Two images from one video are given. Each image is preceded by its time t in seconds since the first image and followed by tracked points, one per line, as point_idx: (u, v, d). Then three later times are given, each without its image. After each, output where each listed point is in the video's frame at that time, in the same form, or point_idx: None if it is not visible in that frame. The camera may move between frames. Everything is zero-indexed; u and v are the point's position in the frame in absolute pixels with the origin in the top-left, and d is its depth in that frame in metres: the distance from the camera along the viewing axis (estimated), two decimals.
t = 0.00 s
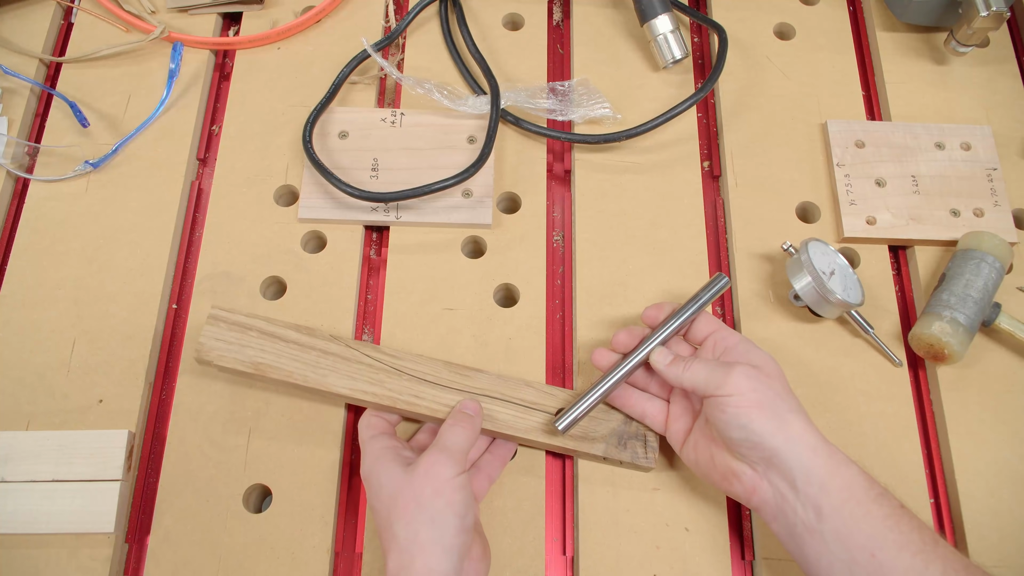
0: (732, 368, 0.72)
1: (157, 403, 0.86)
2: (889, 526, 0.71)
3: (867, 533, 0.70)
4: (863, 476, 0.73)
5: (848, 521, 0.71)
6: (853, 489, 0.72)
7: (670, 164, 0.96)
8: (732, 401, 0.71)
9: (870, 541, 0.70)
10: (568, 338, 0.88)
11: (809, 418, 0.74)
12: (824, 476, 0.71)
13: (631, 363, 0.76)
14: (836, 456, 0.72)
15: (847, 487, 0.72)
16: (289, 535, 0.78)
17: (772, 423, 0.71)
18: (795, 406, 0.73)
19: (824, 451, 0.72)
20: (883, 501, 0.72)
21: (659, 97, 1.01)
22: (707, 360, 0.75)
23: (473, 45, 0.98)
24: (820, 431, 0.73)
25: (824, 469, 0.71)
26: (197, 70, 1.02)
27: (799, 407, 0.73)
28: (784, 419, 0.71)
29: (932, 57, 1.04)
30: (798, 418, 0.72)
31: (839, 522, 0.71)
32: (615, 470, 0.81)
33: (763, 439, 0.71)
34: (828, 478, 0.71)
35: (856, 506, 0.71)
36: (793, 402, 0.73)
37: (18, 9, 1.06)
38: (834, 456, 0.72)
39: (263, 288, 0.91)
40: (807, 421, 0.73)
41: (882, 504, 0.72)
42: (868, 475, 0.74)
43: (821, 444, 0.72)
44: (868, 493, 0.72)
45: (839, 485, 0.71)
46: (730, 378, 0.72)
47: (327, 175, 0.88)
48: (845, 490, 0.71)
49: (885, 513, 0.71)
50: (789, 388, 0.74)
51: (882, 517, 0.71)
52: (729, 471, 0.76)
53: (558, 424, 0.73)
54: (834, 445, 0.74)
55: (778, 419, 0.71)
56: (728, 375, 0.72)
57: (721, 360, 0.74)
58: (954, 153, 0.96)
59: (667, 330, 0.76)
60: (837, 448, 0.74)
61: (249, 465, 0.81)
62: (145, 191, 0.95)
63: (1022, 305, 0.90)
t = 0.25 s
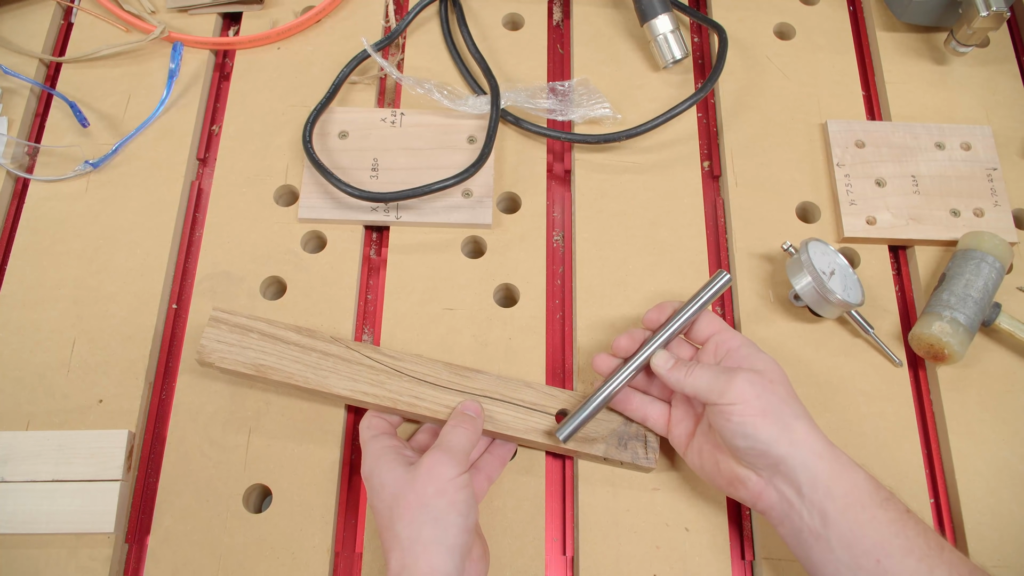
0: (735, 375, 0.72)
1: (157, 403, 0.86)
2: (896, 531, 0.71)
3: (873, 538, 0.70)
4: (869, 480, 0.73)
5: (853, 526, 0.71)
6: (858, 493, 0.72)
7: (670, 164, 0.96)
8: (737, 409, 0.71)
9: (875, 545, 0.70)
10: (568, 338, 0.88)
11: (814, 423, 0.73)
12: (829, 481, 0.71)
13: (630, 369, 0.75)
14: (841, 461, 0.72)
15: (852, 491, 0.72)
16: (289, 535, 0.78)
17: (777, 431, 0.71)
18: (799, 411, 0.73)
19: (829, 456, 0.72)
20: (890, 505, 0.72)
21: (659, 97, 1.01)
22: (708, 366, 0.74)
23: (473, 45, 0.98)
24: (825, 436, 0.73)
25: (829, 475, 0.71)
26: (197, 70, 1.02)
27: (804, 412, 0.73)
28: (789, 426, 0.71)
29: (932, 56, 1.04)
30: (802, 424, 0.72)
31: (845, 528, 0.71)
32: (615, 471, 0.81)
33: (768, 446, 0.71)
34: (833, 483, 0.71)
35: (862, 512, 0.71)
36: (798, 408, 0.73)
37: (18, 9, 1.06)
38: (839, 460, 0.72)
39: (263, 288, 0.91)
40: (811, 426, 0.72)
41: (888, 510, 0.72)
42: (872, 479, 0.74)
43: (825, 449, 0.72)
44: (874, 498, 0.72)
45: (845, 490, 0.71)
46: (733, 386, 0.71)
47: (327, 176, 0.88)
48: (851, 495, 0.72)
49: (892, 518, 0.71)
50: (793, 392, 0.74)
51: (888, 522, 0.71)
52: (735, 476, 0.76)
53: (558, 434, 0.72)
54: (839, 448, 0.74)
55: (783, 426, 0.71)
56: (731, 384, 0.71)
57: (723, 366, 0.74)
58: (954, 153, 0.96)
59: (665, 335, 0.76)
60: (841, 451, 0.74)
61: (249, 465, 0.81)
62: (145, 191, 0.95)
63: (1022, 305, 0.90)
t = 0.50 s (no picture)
0: (741, 395, 0.71)
1: (157, 403, 0.86)
2: (908, 546, 0.71)
3: (884, 552, 0.71)
4: (881, 492, 0.73)
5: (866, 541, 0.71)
6: (870, 508, 0.72)
7: (670, 164, 0.96)
8: (743, 430, 0.71)
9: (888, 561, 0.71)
10: (568, 338, 0.88)
11: (823, 437, 0.73)
12: (839, 497, 0.71)
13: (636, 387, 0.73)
14: (851, 475, 0.72)
15: (863, 506, 0.72)
16: (289, 535, 0.78)
17: (784, 449, 0.71)
18: (806, 427, 0.73)
19: (838, 471, 0.72)
20: (903, 519, 0.72)
21: (659, 97, 1.01)
22: (713, 382, 0.73)
23: (473, 45, 0.98)
24: (835, 450, 0.73)
25: (838, 490, 0.71)
26: (197, 70, 1.02)
27: (811, 427, 0.73)
28: (796, 445, 0.71)
29: (932, 56, 1.04)
30: (809, 440, 0.72)
31: (857, 542, 0.71)
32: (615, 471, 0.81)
33: (776, 465, 0.71)
34: (843, 499, 0.71)
35: (874, 526, 0.71)
36: (806, 423, 0.73)
37: (18, 9, 1.06)
38: (849, 475, 0.72)
39: (263, 288, 0.91)
40: (819, 442, 0.72)
41: (902, 525, 0.72)
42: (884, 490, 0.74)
43: (834, 464, 0.72)
44: (886, 512, 0.72)
45: (856, 505, 0.72)
46: (738, 407, 0.71)
47: (327, 176, 0.88)
48: (862, 510, 0.72)
49: (904, 533, 0.71)
50: (801, 407, 0.74)
51: (901, 537, 0.71)
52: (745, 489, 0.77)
53: (574, 466, 0.69)
54: (849, 460, 0.74)
55: (790, 444, 0.71)
56: (735, 405, 0.71)
57: (729, 383, 0.73)
58: (954, 153, 0.96)
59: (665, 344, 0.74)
60: (853, 463, 0.74)
61: (249, 465, 0.81)
62: (145, 191, 0.95)
63: (1022, 305, 0.90)
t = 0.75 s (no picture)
0: (742, 422, 0.68)
1: (157, 403, 0.86)
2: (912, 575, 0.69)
3: None
4: (890, 518, 0.71)
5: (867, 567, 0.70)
6: (875, 535, 0.70)
7: (669, 164, 0.96)
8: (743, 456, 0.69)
9: None
10: (568, 338, 0.88)
11: (831, 465, 0.70)
12: (842, 525, 0.69)
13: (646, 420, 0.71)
14: (858, 503, 0.70)
15: (867, 534, 0.70)
16: (289, 535, 0.78)
17: (786, 479, 0.69)
18: (813, 455, 0.69)
19: (844, 500, 0.69)
20: (909, 545, 0.70)
21: (659, 97, 1.01)
22: (718, 401, 0.71)
23: (473, 45, 0.98)
24: (843, 477, 0.70)
25: (841, 519, 0.69)
26: (197, 70, 1.02)
27: (819, 454, 0.70)
28: (799, 475, 0.69)
29: (932, 56, 1.04)
30: (815, 470, 0.69)
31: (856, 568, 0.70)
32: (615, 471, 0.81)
33: (777, 492, 0.69)
34: (846, 527, 0.69)
35: (877, 554, 0.70)
36: (813, 451, 0.69)
37: (17, 9, 1.06)
38: (855, 504, 0.70)
39: (263, 288, 0.91)
40: (826, 471, 0.69)
41: (907, 551, 0.70)
42: (894, 511, 0.72)
43: (840, 494, 0.69)
44: (891, 539, 0.70)
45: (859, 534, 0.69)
46: (737, 435, 0.68)
47: (327, 175, 0.88)
48: (866, 538, 0.70)
49: (908, 560, 0.70)
50: (810, 433, 0.70)
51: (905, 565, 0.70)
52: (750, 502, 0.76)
53: (625, 501, 0.72)
54: (860, 485, 0.71)
55: (792, 474, 0.68)
56: (736, 437, 0.68)
57: (733, 405, 0.70)
58: (954, 153, 0.96)
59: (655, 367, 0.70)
60: (864, 488, 0.71)
61: (249, 465, 0.81)
62: (145, 191, 0.95)
63: (1022, 305, 0.90)
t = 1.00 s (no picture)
0: (738, 429, 0.68)
1: (157, 403, 0.86)
2: None
3: None
4: (890, 523, 0.71)
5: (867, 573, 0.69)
6: (875, 541, 0.69)
7: (669, 164, 0.96)
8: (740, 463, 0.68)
9: None
10: (568, 338, 0.88)
11: (829, 471, 0.69)
12: (840, 531, 0.69)
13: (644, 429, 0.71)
14: (856, 508, 0.70)
15: (866, 539, 0.69)
16: (289, 535, 0.78)
17: (783, 485, 0.68)
18: (811, 461, 0.69)
19: (842, 505, 0.69)
20: (909, 550, 0.70)
21: (659, 97, 1.01)
22: (714, 408, 0.70)
23: (473, 45, 0.98)
24: (842, 482, 0.70)
25: (840, 525, 0.69)
26: (197, 70, 1.02)
27: (817, 460, 0.69)
28: (797, 481, 0.68)
29: (932, 56, 1.04)
30: (812, 476, 0.68)
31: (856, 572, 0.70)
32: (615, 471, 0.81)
33: (774, 497, 0.69)
34: (845, 532, 0.69)
35: (877, 559, 0.69)
36: (811, 457, 0.69)
37: (17, 9, 1.06)
38: (853, 508, 0.69)
39: (263, 288, 0.91)
40: (824, 476, 0.69)
41: (907, 556, 0.70)
42: (894, 515, 0.72)
43: (838, 500, 0.69)
44: (891, 544, 0.70)
45: (858, 539, 0.69)
46: (733, 443, 0.68)
47: (327, 175, 0.88)
48: (865, 543, 0.69)
49: (908, 565, 0.69)
50: (807, 439, 0.69)
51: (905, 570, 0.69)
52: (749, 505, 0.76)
53: (625, 503, 0.73)
54: (859, 489, 0.71)
55: (789, 482, 0.68)
56: (732, 446, 0.68)
57: (729, 413, 0.69)
58: (954, 153, 0.96)
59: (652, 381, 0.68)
60: (863, 493, 0.71)
61: (250, 465, 0.81)
62: (145, 191, 0.95)
63: (1022, 305, 0.90)
